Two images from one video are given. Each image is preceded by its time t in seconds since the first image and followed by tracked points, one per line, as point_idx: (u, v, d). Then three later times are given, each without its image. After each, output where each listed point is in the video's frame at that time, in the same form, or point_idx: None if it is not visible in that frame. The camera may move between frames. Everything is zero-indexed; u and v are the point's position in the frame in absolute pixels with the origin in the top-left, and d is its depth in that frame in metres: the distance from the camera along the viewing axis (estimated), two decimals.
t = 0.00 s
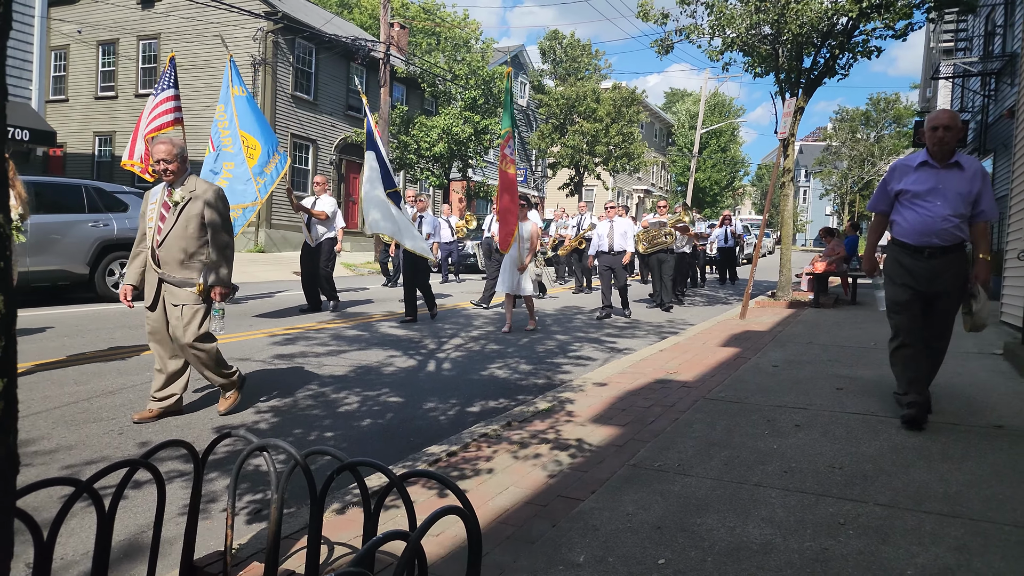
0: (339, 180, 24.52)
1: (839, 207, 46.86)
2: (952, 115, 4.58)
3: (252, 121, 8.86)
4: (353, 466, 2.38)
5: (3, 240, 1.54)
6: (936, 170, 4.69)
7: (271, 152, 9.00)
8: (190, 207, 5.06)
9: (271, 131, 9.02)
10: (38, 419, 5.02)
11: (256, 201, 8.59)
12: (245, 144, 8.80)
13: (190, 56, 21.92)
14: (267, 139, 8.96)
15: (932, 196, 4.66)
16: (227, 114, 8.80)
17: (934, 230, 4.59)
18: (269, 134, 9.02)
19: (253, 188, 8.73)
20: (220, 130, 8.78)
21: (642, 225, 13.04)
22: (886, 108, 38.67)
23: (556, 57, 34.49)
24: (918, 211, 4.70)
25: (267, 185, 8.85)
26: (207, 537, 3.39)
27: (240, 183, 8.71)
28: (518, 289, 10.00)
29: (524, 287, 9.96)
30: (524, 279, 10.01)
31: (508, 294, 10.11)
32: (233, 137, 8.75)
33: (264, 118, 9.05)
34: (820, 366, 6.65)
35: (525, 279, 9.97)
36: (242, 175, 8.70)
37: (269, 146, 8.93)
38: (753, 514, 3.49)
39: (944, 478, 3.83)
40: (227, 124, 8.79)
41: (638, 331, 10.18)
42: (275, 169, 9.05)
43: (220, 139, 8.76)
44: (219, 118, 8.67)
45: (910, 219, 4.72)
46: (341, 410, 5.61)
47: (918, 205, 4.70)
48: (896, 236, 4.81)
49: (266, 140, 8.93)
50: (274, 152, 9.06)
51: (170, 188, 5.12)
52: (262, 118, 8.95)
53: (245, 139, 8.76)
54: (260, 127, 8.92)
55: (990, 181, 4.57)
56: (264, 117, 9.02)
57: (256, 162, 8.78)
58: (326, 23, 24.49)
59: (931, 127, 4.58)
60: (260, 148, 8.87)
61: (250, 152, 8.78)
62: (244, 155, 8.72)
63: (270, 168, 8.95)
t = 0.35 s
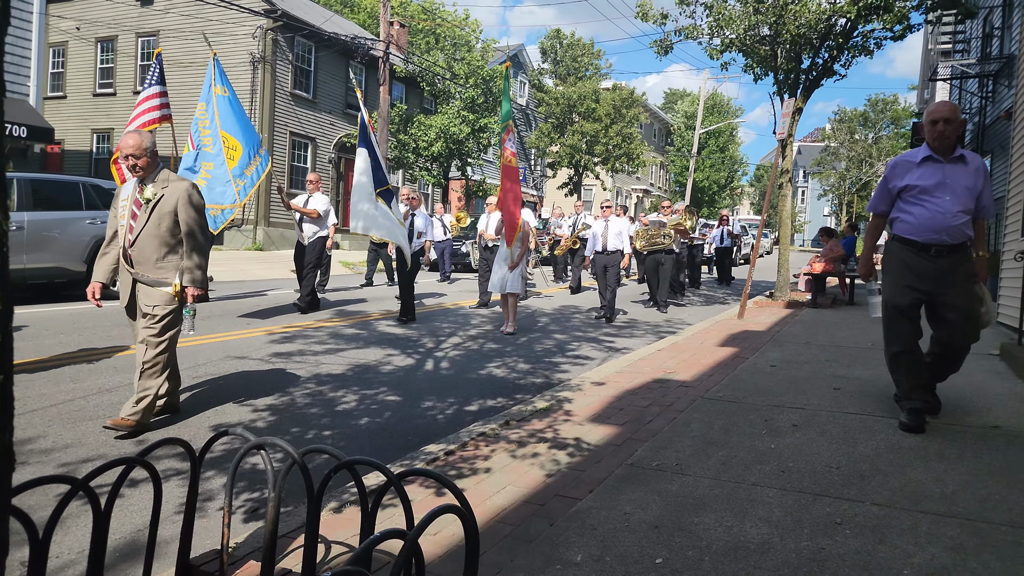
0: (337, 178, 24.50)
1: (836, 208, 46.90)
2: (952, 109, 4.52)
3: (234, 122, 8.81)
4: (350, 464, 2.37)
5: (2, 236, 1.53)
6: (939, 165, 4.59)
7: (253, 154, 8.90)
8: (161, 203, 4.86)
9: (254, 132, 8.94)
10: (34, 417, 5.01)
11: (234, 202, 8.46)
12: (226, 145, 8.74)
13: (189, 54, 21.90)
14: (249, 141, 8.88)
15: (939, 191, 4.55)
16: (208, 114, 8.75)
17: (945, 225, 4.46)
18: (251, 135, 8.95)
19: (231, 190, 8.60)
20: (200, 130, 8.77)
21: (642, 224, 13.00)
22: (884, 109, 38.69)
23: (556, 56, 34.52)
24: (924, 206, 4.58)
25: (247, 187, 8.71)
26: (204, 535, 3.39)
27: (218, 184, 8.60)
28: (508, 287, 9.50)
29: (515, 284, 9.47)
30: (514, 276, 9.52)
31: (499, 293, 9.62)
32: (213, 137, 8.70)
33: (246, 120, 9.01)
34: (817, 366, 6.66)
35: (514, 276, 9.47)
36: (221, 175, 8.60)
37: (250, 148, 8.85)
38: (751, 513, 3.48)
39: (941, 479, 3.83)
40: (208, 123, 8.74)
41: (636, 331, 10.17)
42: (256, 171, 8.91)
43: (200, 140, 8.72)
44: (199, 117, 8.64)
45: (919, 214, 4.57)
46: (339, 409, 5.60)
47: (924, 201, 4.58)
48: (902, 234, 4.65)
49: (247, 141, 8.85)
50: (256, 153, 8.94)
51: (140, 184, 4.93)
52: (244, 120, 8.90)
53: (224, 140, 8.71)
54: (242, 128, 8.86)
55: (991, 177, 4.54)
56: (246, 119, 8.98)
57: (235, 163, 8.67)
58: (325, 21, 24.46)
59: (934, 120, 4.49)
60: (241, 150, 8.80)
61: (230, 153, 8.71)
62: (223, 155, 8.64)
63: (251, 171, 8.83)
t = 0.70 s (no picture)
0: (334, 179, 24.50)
1: (835, 206, 46.94)
2: (964, 98, 4.28)
3: (216, 125, 8.51)
4: (350, 464, 2.37)
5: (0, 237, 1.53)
6: (950, 158, 4.36)
7: (236, 158, 8.64)
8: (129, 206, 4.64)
9: (237, 135, 8.68)
10: (33, 418, 5.01)
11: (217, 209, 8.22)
12: (208, 149, 8.44)
13: (186, 55, 21.90)
14: (232, 145, 8.62)
15: (948, 187, 4.33)
16: (189, 117, 8.44)
17: (955, 223, 4.26)
18: (234, 139, 8.67)
19: (215, 196, 8.33)
20: (182, 135, 8.44)
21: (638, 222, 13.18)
22: (883, 106, 38.63)
23: (554, 55, 34.51)
24: (933, 202, 4.37)
25: (230, 193, 8.44)
26: (204, 535, 3.40)
27: (201, 191, 8.31)
28: (501, 289, 9.50)
29: (508, 287, 9.48)
30: (507, 278, 9.50)
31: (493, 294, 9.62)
32: (195, 142, 8.38)
33: (229, 122, 8.73)
34: (815, 364, 6.67)
35: (507, 278, 9.46)
36: (203, 182, 8.30)
37: (233, 152, 8.59)
38: (750, 511, 3.50)
39: (939, 476, 3.84)
40: (189, 127, 8.42)
41: (635, 330, 10.19)
42: (240, 176, 8.64)
43: (182, 145, 8.40)
44: (180, 121, 8.32)
45: (927, 211, 4.37)
46: (338, 409, 5.61)
47: (933, 197, 4.37)
48: (910, 232, 4.46)
49: (230, 145, 8.59)
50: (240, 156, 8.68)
51: (112, 184, 4.71)
52: (228, 123, 8.62)
53: (206, 144, 8.40)
54: (226, 131, 8.58)
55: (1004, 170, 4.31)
56: (229, 122, 8.70)
57: (218, 168, 8.39)
58: (321, 21, 24.44)
59: (944, 111, 4.26)
60: (224, 154, 8.52)
61: (213, 158, 8.42)
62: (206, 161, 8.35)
63: (234, 175, 8.56)
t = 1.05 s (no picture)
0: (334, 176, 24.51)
1: (836, 205, 46.92)
2: (1003, 89, 3.99)
3: (206, 115, 8.30)
4: (350, 461, 2.40)
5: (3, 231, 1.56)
6: (987, 153, 4.06)
7: (224, 149, 8.44)
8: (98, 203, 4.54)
9: (227, 125, 8.47)
10: (34, 414, 5.04)
11: (200, 201, 8.06)
12: (197, 139, 8.25)
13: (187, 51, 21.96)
14: (221, 135, 8.41)
15: (983, 184, 4.04)
16: (180, 106, 8.24)
17: (985, 223, 3.98)
18: (224, 129, 8.46)
19: (200, 188, 8.16)
20: (172, 124, 8.27)
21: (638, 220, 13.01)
22: (886, 106, 38.52)
23: (555, 53, 34.48)
24: (964, 200, 4.09)
25: (216, 185, 8.25)
26: (205, 530, 3.43)
27: (186, 183, 8.14)
28: (498, 289, 9.47)
29: (505, 286, 9.47)
30: (503, 278, 9.49)
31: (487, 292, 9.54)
32: (184, 132, 8.20)
33: (220, 112, 8.50)
34: (814, 365, 6.68)
35: (504, 277, 9.45)
36: (189, 173, 8.13)
37: (222, 143, 8.38)
38: (747, 510, 3.52)
39: (935, 476, 3.87)
40: (180, 116, 8.24)
41: (634, 330, 10.21)
42: (227, 167, 8.44)
43: (170, 134, 8.22)
44: (170, 110, 8.12)
45: (957, 209, 4.10)
46: (338, 407, 5.62)
47: (965, 195, 4.09)
48: (940, 232, 4.19)
49: (219, 136, 8.38)
50: (229, 147, 8.47)
51: (86, 179, 4.63)
52: (218, 113, 8.39)
53: (195, 135, 8.20)
54: (215, 121, 8.36)
55: None
56: (221, 111, 8.48)
57: (205, 160, 8.20)
58: (322, 17, 24.41)
59: (980, 103, 4.00)
60: (212, 144, 8.33)
61: (200, 149, 8.23)
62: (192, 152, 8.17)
63: (221, 167, 8.37)
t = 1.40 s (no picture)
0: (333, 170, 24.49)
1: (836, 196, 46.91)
2: None
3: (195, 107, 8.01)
4: (350, 455, 2.40)
5: None
6: (1015, 139, 3.71)
7: (215, 143, 8.17)
8: (63, 195, 4.33)
9: (216, 120, 8.22)
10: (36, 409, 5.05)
11: (197, 193, 7.65)
12: (186, 132, 7.91)
13: (184, 44, 21.91)
14: (211, 130, 8.14)
15: (1009, 173, 3.70)
16: (167, 98, 7.89)
17: (1008, 215, 3.65)
18: (213, 122, 8.19)
19: (193, 180, 7.74)
20: (158, 117, 7.89)
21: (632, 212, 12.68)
22: (886, 96, 38.41)
23: (554, 44, 34.38)
24: (988, 189, 3.76)
25: (210, 179, 7.91)
26: (207, 524, 3.44)
27: (178, 175, 7.71)
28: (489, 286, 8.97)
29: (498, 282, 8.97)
30: (494, 274, 8.98)
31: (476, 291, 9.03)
32: (173, 124, 7.84)
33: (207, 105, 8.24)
34: (814, 356, 6.68)
35: (494, 274, 8.93)
36: (181, 165, 7.73)
37: (213, 137, 8.12)
38: (747, 501, 3.53)
39: (935, 467, 3.88)
40: (166, 109, 7.87)
41: (634, 322, 10.21)
42: (218, 162, 8.17)
43: (158, 127, 7.82)
44: (158, 101, 7.76)
45: (978, 199, 3.77)
46: (339, 400, 5.63)
47: (989, 184, 3.76)
48: (958, 223, 3.88)
49: (209, 130, 8.11)
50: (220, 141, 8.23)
51: (45, 172, 4.37)
52: (207, 106, 8.13)
53: (186, 126, 7.86)
54: (204, 115, 8.09)
55: None
56: (209, 105, 8.21)
57: (198, 152, 7.87)
58: (319, 10, 24.32)
59: (1009, 83, 3.66)
60: (203, 138, 8.04)
61: (192, 141, 7.90)
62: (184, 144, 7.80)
63: (213, 161, 8.08)
